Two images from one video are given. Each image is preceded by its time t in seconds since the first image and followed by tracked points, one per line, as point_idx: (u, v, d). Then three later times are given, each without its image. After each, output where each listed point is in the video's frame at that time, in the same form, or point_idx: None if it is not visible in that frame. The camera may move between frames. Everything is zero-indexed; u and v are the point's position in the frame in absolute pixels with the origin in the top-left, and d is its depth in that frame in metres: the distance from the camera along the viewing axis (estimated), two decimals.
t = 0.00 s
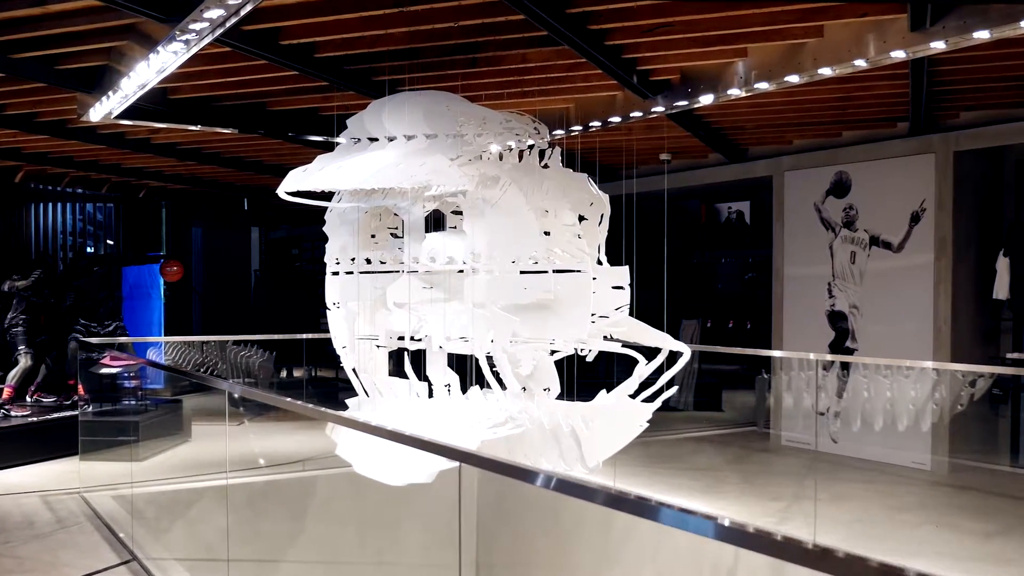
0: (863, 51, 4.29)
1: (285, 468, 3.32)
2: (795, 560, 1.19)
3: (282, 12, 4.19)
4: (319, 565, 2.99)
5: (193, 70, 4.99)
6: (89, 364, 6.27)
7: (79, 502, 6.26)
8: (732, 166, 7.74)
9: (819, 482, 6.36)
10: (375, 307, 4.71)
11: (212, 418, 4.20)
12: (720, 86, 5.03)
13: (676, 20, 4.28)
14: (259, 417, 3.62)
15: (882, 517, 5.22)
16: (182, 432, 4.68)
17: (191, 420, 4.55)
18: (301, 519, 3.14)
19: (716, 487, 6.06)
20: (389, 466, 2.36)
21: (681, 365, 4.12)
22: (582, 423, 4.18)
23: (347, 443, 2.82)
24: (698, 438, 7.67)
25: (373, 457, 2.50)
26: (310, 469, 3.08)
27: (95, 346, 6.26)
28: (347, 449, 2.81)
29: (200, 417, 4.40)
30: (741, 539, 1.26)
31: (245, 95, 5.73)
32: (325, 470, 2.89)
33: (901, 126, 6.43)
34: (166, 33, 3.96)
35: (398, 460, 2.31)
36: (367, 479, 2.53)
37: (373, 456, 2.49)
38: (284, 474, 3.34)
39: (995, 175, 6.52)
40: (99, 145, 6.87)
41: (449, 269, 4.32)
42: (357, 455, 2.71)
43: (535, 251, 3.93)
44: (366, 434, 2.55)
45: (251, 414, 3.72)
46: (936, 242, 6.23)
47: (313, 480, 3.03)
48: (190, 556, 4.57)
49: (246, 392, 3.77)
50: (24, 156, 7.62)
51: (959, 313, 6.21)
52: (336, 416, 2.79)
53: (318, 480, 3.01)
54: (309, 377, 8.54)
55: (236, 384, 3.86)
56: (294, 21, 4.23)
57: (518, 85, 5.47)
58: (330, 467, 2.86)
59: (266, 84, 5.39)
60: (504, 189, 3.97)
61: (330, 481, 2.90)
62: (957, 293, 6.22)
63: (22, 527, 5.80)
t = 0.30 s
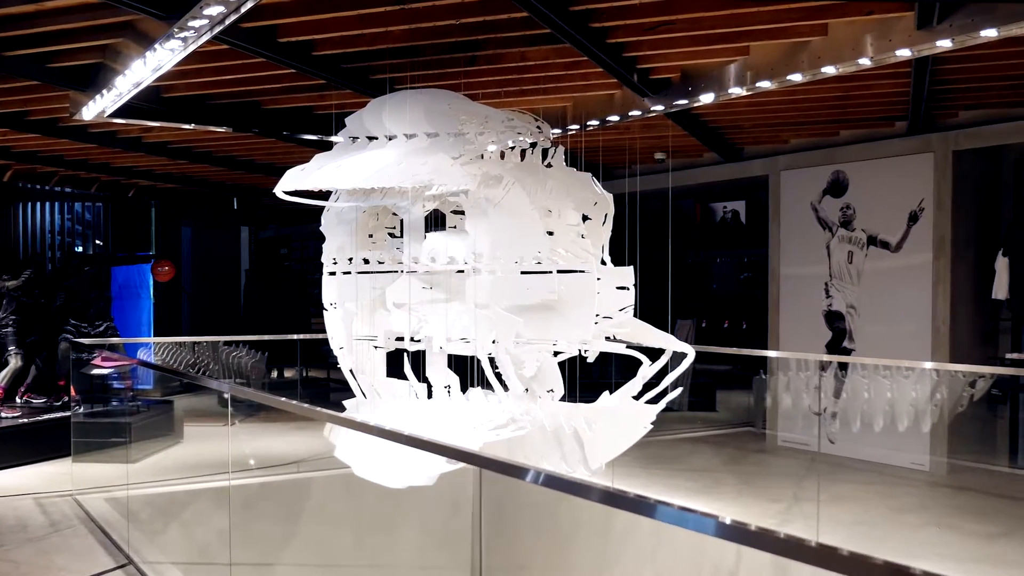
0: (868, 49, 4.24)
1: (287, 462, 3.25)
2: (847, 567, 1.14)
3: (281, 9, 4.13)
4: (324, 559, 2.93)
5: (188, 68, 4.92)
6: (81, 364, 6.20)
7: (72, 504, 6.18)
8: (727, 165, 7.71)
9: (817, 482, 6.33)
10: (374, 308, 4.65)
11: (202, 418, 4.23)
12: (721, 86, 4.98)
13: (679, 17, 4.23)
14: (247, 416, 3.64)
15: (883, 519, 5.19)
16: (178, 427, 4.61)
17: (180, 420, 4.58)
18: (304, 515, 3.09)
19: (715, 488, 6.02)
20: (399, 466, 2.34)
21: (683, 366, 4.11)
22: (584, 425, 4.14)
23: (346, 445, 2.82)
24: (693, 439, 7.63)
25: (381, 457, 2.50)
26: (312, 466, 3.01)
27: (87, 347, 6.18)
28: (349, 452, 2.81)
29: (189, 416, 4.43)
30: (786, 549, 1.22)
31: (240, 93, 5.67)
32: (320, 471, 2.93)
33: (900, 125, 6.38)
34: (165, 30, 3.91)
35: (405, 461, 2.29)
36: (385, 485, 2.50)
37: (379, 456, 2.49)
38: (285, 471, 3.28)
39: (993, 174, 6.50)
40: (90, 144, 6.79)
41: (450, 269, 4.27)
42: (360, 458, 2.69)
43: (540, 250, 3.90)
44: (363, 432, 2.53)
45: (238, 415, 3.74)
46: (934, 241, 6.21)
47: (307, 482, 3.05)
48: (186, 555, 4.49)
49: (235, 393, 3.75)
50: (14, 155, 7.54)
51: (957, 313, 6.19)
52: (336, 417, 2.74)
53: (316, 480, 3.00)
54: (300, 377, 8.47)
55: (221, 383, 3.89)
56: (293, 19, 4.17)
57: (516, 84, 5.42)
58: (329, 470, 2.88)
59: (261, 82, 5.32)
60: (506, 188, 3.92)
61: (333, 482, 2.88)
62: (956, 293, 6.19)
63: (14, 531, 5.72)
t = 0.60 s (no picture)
0: (874, 47, 4.20)
1: (302, 463, 3.20)
2: (903, 573, 1.11)
3: (281, 6, 4.07)
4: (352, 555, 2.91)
5: (186, 65, 4.86)
6: (74, 364, 6.13)
7: (66, 507, 6.11)
8: (724, 164, 7.68)
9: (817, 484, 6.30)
10: (374, 308, 4.59)
11: (198, 419, 4.33)
12: (723, 85, 4.94)
13: (683, 15, 4.19)
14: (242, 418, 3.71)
15: (885, 520, 5.17)
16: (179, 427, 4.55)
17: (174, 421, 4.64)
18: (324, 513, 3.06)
19: (716, 489, 5.99)
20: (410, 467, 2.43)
21: (688, 367, 4.08)
22: (589, 426, 4.07)
23: (346, 451, 2.89)
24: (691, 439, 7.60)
25: (387, 460, 2.58)
26: (336, 465, 2.98)
27: (81, 347, 6.11)
28: (348, 454, 2.89)
29: (182, 417, 4.50)
30: (805, 549, 1.20)
31: (235, 91, 5.60)
32: (317, 473, 3.09)
33: (898, 124, 6.34)
34: (166, 28, 3.85)
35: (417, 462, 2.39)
36: (399, 490, 2.58)
37: (385, 458, 2.58)
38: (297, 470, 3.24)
39: (993, 173, 6.48)
40: (83, 143, 6.72)
41: (453, 269, 4.22)
42: (364, 463, 2.77)
43: (545, 249, 3.86)
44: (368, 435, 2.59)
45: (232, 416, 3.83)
46: (934, 240, 6.19)
47: (304, 483, 3.17)
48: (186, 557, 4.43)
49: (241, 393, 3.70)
50: (4, 154, 7.46)
51: (956, 312, 6.18)
52: (344, 420, 2.71)
53: (312, 481, 3.14)
54: (291, 378, 8.39)
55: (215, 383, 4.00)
56: (293, 16, 4.11)
57: (516, 81, 5.37)
58: (326, 469, 3.05)
59: (259, 80, 5.26)
60: (512, 187, 3.87)
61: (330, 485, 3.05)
62: (955, 292, 6.18)
63: (10, 534, 5.65)
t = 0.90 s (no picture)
0: (881, 45, 4.17)
1: (308, 459, 3.17)
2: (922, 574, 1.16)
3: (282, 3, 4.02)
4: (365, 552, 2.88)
5: (183, 63, 4.80)
6: (69, 365, 6.07)
7: (61, 509, 6.04)
8: (722, 164, 7.64)
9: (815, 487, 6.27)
10: (374, 308, 4.55)
11: (192, 422, 4.40)
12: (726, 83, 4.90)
13: (688, 13, 4.17)
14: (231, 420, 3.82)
15: (889, 522, 5.15)
16: (183, 422, 4.50)
17: (166, 420, 4.74)
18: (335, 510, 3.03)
19: (716, 491, 5.95)
20: (411, 471, 2.48)
21: (694, 368, 4.03)
22: (593, 428, 4.01)
23: (346, 453, 2.87)
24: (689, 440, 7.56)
25: (389, 461, 2.59)
26: (334, 465, 2.97)
27: (76, 347, 6.04)
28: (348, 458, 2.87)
29: (175, 418, 4.59)
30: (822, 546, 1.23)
31: (232, 89, 5.54)
32: (312, 475, 3.12)
33: (897, 124, 6.32)
34: (165, 24, 3.82)
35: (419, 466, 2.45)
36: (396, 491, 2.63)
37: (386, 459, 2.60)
38: (303, 467, 3.21)
39: (992, 172, 6.45)
40: (76, 142, 6.66)
41: (456, 269, 4.17)
42: (360, 465, 2.80)
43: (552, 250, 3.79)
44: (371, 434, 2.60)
45: (223, 417, 3.93)
46: (934, 241, 6.16)
47: (300, 484, 3.22)
48: (188, 557, 4.38)
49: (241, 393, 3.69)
50: None
51: (956, 315, 6.15)
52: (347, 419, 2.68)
53: (309, 482, 3.18)
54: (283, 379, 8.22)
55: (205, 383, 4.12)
56: (294, 12, 4.06)
57: (516, 80, 5.33)
58: (319, 472, 3.07)
59: (256, 79, 5.21)
60: (517, 187, 3.82)
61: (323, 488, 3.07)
62: (955, 293, 6.15)
63: (5, 537, 5.58)
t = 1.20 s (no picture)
0: (890, 42, 4.13)
1: (327, 460, 3.09)
2: None
3: None
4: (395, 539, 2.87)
5: (181, 60, 4.74)
6: (64, 366, 5.99)
7: (57, 512, 5.96)
8: (720, 164, 7.60)
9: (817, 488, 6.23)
10: (375, 308, 4.49)
11: (187, 422, 4.39)
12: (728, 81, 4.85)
13: (695, 9, 4.11)
14: (224, 418, 3.88)
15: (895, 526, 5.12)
16: (183, 422, 4.44)
17: (163, 423, 4.65)
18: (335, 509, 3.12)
19: (719, 493, 5.90)
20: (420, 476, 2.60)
21: (701, 370, 3.97)
22: (599, 429, 3.93)
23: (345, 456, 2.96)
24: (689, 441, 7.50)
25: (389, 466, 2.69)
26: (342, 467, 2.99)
27: (71, 347, 5.96)
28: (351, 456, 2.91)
29: (167, 418, 4.61)
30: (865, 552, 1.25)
31: (229, 87, 5.48)
32: (309, 477, 3.19)
33: (898, 122, 6.30)
34: (165, 20, 3.78)
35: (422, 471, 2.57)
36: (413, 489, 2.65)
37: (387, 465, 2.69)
38: (319, 466, 3.13)
39: (993, 170, 6.41)
40: (69, 140, 6.58)
41: (459, 269, 4.11)
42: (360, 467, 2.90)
43: (559, 250, 3.74)
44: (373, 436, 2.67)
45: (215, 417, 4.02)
46: (935, 240, 6.14)
47: (297, 487, 3.27)
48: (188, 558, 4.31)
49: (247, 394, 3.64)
50: None
51: (959, 311, 6.12)
52: (353, 422, 2.71)
53: (305, 485, 3.25)
54: (277, 380, 8.24)
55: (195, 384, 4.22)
56: (296, 9, 4.00)
57: (516, 77, 5.26)
58: (317, 475, 3.15)
59: (254, 76, 5.14)
60: (523, 185, 3.77)
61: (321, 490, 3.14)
62: (958, 293, 6.13)
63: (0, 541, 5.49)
